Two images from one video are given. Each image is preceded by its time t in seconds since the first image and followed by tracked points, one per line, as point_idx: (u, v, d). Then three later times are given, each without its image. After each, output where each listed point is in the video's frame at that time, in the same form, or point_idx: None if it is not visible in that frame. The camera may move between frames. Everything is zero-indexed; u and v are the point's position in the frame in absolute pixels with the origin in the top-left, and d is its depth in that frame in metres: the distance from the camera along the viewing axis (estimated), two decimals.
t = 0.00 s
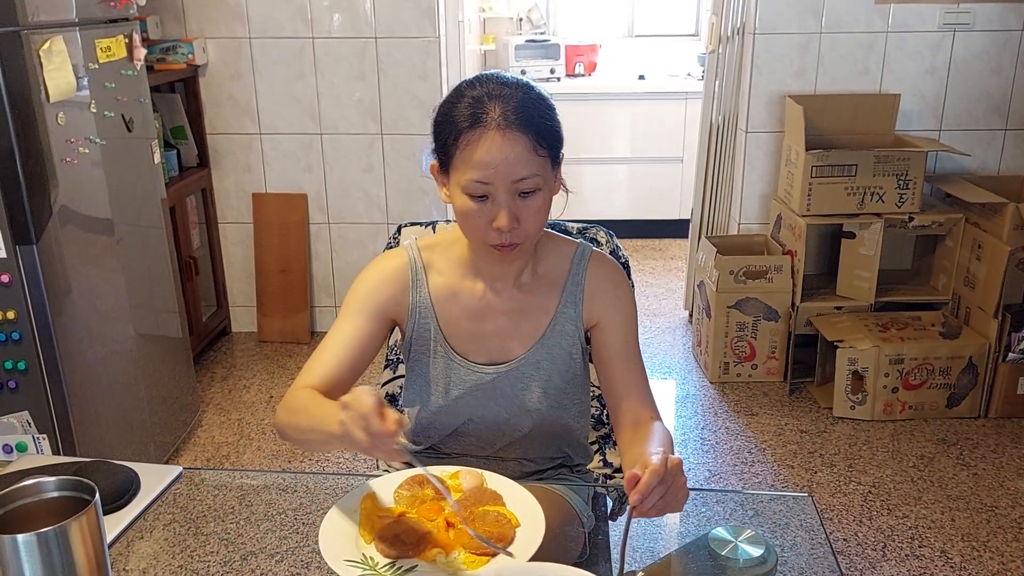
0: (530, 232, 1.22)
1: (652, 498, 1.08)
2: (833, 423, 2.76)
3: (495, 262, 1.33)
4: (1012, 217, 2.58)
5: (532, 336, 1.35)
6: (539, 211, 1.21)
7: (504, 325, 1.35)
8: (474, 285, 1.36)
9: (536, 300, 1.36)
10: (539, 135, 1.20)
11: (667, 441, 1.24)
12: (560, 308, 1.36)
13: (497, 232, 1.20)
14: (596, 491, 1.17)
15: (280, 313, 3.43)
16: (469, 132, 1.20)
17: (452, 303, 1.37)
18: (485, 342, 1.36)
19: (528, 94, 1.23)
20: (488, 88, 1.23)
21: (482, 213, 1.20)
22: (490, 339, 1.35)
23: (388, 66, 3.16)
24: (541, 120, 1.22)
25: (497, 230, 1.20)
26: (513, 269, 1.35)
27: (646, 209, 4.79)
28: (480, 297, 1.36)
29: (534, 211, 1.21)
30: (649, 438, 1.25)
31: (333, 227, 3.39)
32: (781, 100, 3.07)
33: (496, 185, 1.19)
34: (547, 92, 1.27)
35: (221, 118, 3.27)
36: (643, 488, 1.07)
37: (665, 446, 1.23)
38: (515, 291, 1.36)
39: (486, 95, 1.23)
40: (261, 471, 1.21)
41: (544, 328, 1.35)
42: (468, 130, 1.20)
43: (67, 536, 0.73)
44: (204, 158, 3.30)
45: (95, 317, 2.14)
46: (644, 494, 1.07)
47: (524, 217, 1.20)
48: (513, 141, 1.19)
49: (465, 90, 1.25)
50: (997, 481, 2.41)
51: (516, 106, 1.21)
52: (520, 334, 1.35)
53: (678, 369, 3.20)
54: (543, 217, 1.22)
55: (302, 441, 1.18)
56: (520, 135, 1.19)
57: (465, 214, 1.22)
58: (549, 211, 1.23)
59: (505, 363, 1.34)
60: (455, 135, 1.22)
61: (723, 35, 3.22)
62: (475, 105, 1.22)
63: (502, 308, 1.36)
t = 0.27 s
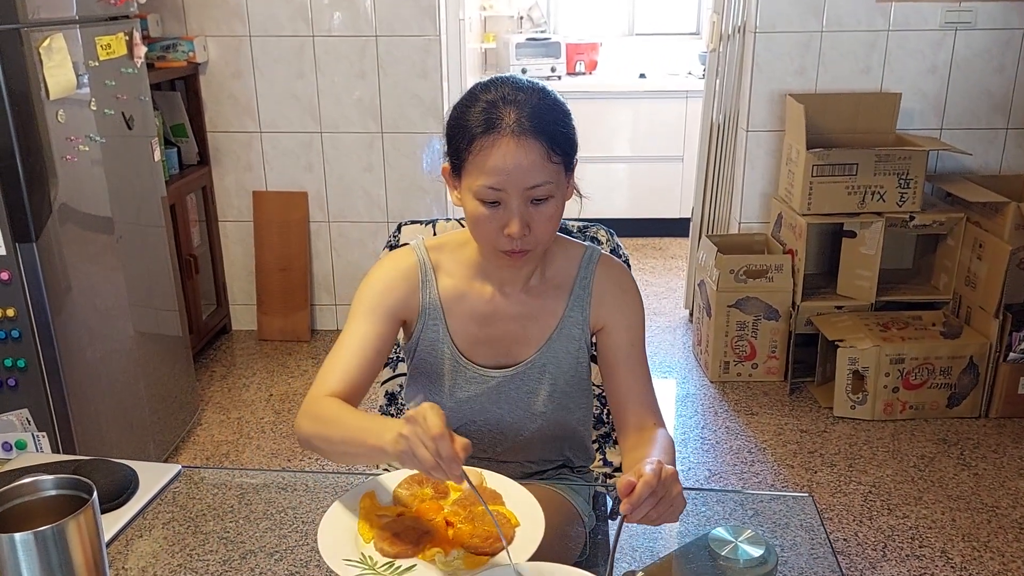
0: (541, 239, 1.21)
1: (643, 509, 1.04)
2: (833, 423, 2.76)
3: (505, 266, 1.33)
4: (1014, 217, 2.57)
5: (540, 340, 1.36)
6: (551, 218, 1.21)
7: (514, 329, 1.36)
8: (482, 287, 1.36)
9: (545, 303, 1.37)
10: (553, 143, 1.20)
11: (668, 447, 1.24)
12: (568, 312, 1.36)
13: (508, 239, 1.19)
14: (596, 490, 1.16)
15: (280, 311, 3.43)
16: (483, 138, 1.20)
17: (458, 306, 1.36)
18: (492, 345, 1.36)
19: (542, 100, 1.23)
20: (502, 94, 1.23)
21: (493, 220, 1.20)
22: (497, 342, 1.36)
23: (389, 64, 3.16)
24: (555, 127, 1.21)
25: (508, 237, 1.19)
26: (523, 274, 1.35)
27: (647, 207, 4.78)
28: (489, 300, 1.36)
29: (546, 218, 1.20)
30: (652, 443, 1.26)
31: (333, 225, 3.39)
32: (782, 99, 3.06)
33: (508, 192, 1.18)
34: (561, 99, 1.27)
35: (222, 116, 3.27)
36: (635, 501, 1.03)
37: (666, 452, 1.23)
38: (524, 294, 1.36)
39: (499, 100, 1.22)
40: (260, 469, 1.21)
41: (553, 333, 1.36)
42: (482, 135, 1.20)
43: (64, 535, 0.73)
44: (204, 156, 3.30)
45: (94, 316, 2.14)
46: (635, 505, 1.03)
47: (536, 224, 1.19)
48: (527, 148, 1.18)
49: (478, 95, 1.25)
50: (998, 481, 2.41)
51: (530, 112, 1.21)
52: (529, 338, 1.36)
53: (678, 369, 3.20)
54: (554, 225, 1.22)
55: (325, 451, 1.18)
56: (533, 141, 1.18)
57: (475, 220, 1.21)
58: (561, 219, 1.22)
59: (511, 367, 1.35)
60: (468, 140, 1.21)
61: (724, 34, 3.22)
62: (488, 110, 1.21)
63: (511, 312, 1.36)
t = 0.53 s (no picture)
0: (544, 239, 1.21)
1: (653, 519, 1.05)
2: (834, 421, 2.75)
3: (509, 264, 1.33)
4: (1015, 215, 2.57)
5: (542, 339, 1.36)
6: (555, 218, 1.21)
7: (516, 329, 1.36)
8: (485, 287, 1.36)
9: (548, 302, 1.37)
10: (558, 143, 1.20)
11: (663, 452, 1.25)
12: (571, 311, 1.36)
13: (512, 238, 1.19)
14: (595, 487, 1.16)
15: (280, 308, 3.43)
16: (487, 137, 1.19)
17: (459, 306, 1.36)
18: (494, 344, 1.36)
19: (547, 99, 1.22)
20: (506, 93, 1.23)
21: (497, 219, 1.20)
22: (500, 342, 1.36)
23: (390, 62, 3.16)
24: (560, 127, 1.21)
25: (512, 236, 1.19)
26: (526, 273, 1.35)
27: (647, 205, 4.78)
28: (492, 299, 1.36)
29: (550, 218, 1.20)
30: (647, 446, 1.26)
31: (334, 223, 3.39)
32: (783, 96, 3.06)
33: (512, 192, 1.18)
34: (566, 98, 1.27)
35: (222, 113, 3.27)
36: (647, 509, 1.04)
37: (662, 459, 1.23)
38: (527, 293, 1.36)
39: (504, 99, 1.22)
40: (260, 466, 1.21)
41: (554, 331, 1.36)
42: (486, 135, 1.19)
43: (63, 532, 0.73)
44: (205, 153, 3.30)
45: (95, 313, 2.14)
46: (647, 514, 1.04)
47: (539, 224, 1.19)
48: (532, 147, 1.18)
49: (483, 94, 1.24)
50: (999, 479, 2.41)
51: (535, 112, 1.20)
52: (531, 337, 1.36)
53: (679, 366, 3.19)
54: (558, 225, 1.22)
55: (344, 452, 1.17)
56: (538, 141, 1.18)
57: (479, 219, 1.21)
58: (564, 218, 1.22)
59: (512, 366, 1.36)
60: (472, 139, 1.21)
61: (725, 31, 3.21)
62: (492, 109, 1.21)
63: (514, 311, 1.36)
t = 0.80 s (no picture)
0: (547, 238, 1.21)
1: (664, 524, 1.04)
2: (835, 418, 2.75)
3: (513, 263, 1.33)
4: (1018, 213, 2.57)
5: (545, 336, 1.36)
6: (559, 217, 1.21)
7: (520, 325, 1.36)
8: (489, 284, 1.36)
9: (551, 299, 1.37)
10: (563, 141, 1.20)
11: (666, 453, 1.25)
12: (575, 308, 1.37)
13: (515, 237, 1.19)
14: (597, 485, 1.16)
15: (282, 305, 3.43)
16: (493, 135, 1.19)
17: (462, 302, 1.37)
18: (496, 341, 1.36)
19: (553, 98, 1.22)
20: (513, 91, 1.23)
21: (500, 218, 1.20)
22: (504, 339, 1.36)
23: (392, 58, 3.16)
24: (565, 126, 1.21)
25: (515, 234, 1.19)
26: (530, 270, 1.35)
27: (649, 202, 4.78)
28: (496, 296, 1.36)
29: (554, 217, 1.20)
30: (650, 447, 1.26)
31: (336, 220, 3.39)
32: (786, 93, 3.06)
33: (516, 190, 1.18)
34: (571, 96, 1.27)
35: (225, 110, 3.27)
36: (662, 511, 1.04)
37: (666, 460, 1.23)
38: (531, 290, 1.36)
39: (510, 97, 1.22)
40: (262, 462, 1.21)
41: (557, 329, 1.36)
42: (491, 132, 1.19)
43: (67, 527, 0.73)
44: (207, 150, 3.30)
45: (98, 309, 2.15)
46: (660, 517, 1.04)
47: (543, 222, 1.19)
48: (537, 146, 1.18)
49: (489, 91, 1.24)
50: (1001, 476, 2.41)
51: (541, 110, 1.20)
52: (534, 334, 1.36)
53: (681, 364, 3.19)
54: (561, 223, 1.22)
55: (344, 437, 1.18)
56: (543, 140, 1.18)
57: (483, 216, 1.21)
58: (568, 217, 1.22)
59: (515, 363, 1.36)
60: (477, 137, 1.21)
61: (727, 28, 3.21)
62: (498, 107, 1.21)
63: (517, 308, 1.36)
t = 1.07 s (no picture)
0: (551, 237, 1.21)
1: (654, 510, 1.04)
2: (835, 417, 2.75)
3: (515, 262, 1.33)
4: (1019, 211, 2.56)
5: (546, 335, 1.36)
6: (563, 216, 1.21)
7: (521, 324, 1.36)
8: (491, 283, 1.36)
9: (553, 298, 1.37)
10: (569, 140, 1.20)
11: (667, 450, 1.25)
12: (576, 307, 1.37)
13: (519, 235, 1.19)
14: (597, 483, 1.17)
15: (282, 303, 3.43)
16: (499, 133, 1.19)
17: (464, 300, 1.36)
18: (498, 339, 1.36)
19: (560, 97, 1.22)
20: (520, 89, 1.23)
21: (505, 216, 1.20)
22: (505, 338, 1.36)
23: (393, 57, 3.16)
24: (571, 125, 1.21)
25: (520, 233, 1.19)
26: (531, 269, 1.35)
27: (650, 201, 4.77)
28: (497, 294, 1.36)
29: (559, 216, 1.20)
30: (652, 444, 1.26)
31: (336, 218, 3.39)
32: (787, 92, 3.06)
33: (522, 188, 1.18)
34: (579, 95, 1.26)
35: (225, 108, 3.27)
36: (649, 497, 1.04)
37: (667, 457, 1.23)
38: (533, 288, 1.36)
39: (517, 96, 1.22)
40: (262, 460, 1.21)
41: (559, 327, 1.36)
42: (498, 131, 1.19)
43: (67, 523, 0.73)
44: (207, 148, 3.30)
45: (97, 307, 2.14)
46: (648, 503, 1.03)
47: (547, 221, 1.19)
48: (543, 145, 1.18)
49: (496, 89, 1.24)
50: (1001, 475, 2.41)
51: (547, 109, 1.20)
52: (535, 332, 1.36)
53: (681, 362, 3.19)
54: (566, 222, 1.22)
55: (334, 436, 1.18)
56: (550, 139, 1.18)
57: (488, 214, 1.21)
58: (573, 216, 1.22)
59: (516, 361, 1.35)
60: (483, 134, 1.21)
61: (728, 27, 3.21)
62: (505, 105, 1.21)
63: (519, 306, 1.36)
